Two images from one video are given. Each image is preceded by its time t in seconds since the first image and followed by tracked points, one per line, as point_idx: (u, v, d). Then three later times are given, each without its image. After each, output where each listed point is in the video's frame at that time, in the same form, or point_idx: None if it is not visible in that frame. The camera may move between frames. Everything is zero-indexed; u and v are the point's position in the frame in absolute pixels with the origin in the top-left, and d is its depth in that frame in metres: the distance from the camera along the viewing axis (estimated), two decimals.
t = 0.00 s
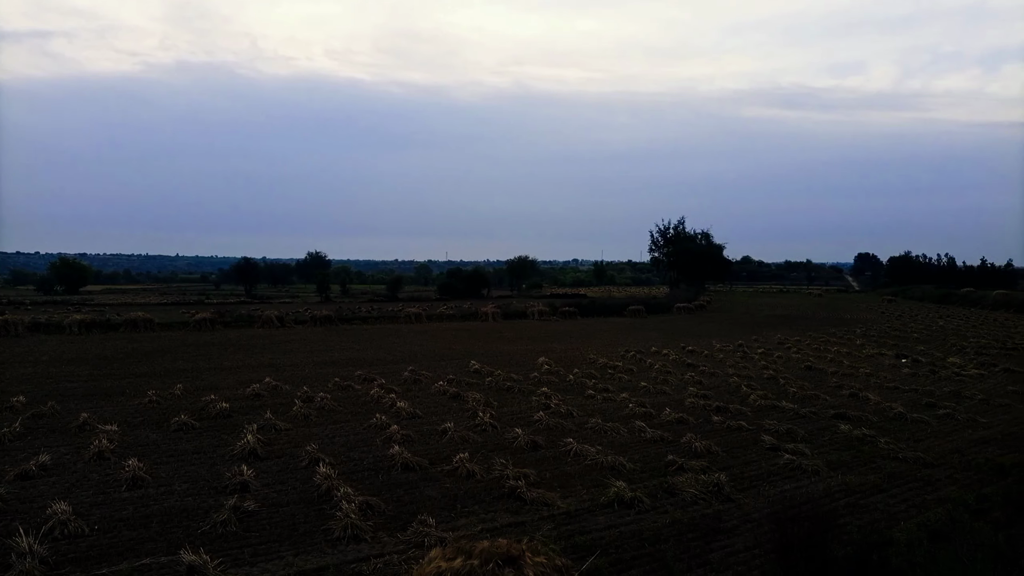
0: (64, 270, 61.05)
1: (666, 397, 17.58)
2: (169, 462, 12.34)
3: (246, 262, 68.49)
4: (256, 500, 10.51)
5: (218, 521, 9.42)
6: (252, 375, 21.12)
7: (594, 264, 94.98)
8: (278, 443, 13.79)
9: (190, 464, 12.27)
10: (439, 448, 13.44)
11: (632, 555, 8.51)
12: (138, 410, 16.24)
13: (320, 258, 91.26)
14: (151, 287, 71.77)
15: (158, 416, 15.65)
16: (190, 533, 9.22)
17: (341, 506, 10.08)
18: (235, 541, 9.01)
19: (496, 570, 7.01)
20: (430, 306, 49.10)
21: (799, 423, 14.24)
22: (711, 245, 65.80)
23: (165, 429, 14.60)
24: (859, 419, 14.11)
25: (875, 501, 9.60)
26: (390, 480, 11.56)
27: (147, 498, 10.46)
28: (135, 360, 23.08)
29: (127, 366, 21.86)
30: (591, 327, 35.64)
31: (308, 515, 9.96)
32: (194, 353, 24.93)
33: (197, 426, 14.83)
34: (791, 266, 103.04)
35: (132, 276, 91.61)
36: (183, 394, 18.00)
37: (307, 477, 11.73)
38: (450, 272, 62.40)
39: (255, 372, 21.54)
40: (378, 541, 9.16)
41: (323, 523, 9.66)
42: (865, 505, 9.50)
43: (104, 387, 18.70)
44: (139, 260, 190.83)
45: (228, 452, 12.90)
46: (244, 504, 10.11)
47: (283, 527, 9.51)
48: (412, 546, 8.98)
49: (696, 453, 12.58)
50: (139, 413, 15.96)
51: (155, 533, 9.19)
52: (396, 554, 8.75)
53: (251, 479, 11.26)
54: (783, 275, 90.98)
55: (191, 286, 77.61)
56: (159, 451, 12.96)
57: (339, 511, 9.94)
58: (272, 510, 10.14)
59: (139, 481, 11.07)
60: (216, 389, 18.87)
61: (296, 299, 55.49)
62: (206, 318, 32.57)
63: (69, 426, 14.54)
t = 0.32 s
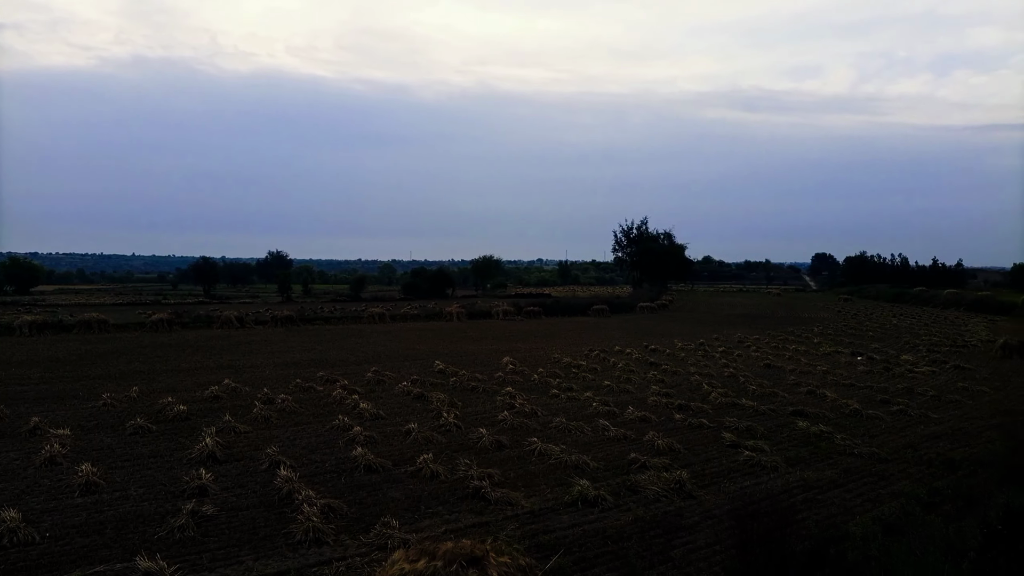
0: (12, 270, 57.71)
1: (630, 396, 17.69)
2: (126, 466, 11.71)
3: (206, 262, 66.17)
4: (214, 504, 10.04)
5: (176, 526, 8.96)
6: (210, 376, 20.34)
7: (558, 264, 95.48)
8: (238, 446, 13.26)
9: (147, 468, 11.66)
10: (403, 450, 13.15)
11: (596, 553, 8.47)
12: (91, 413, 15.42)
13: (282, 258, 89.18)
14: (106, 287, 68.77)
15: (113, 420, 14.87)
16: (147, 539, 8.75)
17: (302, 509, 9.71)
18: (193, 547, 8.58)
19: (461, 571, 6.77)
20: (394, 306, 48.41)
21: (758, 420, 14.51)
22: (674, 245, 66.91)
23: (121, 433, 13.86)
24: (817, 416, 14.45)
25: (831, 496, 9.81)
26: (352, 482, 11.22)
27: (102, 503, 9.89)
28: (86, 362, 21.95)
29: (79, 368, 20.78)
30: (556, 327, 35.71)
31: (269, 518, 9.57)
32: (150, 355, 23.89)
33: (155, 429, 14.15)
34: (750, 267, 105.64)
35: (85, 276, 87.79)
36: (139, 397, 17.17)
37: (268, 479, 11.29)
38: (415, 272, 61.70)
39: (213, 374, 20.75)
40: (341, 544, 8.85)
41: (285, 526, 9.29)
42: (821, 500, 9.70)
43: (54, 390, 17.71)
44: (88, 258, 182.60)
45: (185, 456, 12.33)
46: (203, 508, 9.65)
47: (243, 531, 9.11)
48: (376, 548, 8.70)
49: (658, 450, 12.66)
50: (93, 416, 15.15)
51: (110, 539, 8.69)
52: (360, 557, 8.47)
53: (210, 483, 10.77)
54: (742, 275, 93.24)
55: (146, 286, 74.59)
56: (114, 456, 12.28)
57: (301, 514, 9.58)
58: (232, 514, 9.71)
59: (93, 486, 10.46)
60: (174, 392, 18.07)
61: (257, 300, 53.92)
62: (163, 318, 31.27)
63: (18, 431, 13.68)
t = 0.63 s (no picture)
0: None
1: (590, 394, 17.75)
2: (75, 471, 11.01)
3: (158, 262, 63.60)
4: (168, 509, 9.53)
5: (127, 532, 8.46)
6: (163, 378, 19.40)
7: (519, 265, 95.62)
8: (192, 449, 12.64)
9: (97, 474, 10.98)
10: (362, 451, 12.79)
11: (556, 552, 8.40)
12: (37, 418, 14.45)
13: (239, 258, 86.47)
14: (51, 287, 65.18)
15: (60, 424, 13.97)
16: (97, 546, 8.23)
17: (259, 512, 9.30)
18: (145, 553, 8.10)
19: (421, 572, 6.58)
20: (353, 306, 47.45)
21: (715, 417, 14.75)
22: (633, 246, 67.89)
23: (69, 438, 13.02)
24: (771, 412, 14.79)
25: (786, 490, 10.01)
26: (310, 485, 10.82)
27: (48, 510, 9.26)
28: (28, 364, 20.63)
29: (21, 371, 19.50)
30: (518, 326, 35.66)
31: (225, 522, 9.12)
32: (99, 357, 22.62)
33: (106, 433, 13.36)
34: (708, 266, 108.16)
35: (27, 275, 83.10)
36: (90, 400, 16.20)
37: (224, 483, 10.78)
38: (375, 272, 60.70)
39: (167, 376, 19.80)
40: (299, 547, 8.51)
41: (241, 530, 8.88)
42: (776, 494, 9.89)
43: None
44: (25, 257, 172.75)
45: (137, 460, 11.67)
46: (156, 513, 9.15)
47: (197, 536, 8.66)
48: (335, 551, 8.38)
49: (617, 448, 12.72)
50: (38, 421, 14.20)
51: (57, 548, 8.15)
52: (318, 560, 8.14)
53: (164, 487, 10.21)
54: (699, 275, 95.37)
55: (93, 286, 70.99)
56: (62, 461, 11.54)
57: (258, 518, 9.17)
58: (186, 519, 9.21)
59: (39, 493, 9.78)
60: (125, 394, 17.14)
61: (211, 300, 51.98)
62: (114, 319, 29.71)
63: None
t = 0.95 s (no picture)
0: None
1: (546, 393, 17.76)
2: (11, 478, 10.20)
3: (104, 262, 60.43)
4: (114, 515, 8.95)
5: (69, 540, 7.91)
6: (108, 381, 18.27)
7: (475, 265, 95.25)
8: (139, 454, 11.91)
9: (35, 480, 10.20)
10: (315, 453, 12.35)
11: (512, 550, 8.30)
12: None
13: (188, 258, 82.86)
14: None
15: None
16: (35, 555, 7.67)
17: (209, 516, 8.84)
18: (88, 562, 7.59)
19: (376, 574, 6.35)
20: (306, 306, 46.19)
21: (668, 414, 14.97)
22: (589, 246, 68.69)
23: (4, 443, 12.05)
24: (722, 409, 15.13)
25: (736, 485, 10.21)
26: (263, 489, 10.36)
27: None
28: None
29: None
30: (475, 326, 35.46)
31: (173, 528, 8.63)
32: (34, 360, 21.11)
33: (46, 438, 12.42)
34: (661, 266, 110.57)
35: None
36: (27, 404, 15.04)
37: (172, 488, 10.19)
38: (329, 271, 59.24)
39: (111, 379, 18.65)
40: (251, 552, 8.12)
41: (191, 535, 8.42)
42: (726, 489, 10.07)
43: None
44: None
45: (79, 465, 10.90)
46: (101, 520, 8.59)
47: (144, 542, 8.16)
48: (287, 555, 8.01)
49: (572, 446, 12.72)
50: None
51: None
52: (270, 564, 7.77)
53: (110, 493, 9.58)
54: (652, 274, 97.51)
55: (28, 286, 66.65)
56: None
57: (208, 522, 8.72)
58: (133, 526, 8.67)
59: None
60: (65, 398, 16.01)
61: (157, 300, 49.55)
62: (54, 321, 27.82)
63: None
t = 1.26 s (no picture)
0: None
1: (495, 393, 17.63)
2: None
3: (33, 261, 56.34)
4: (44, 525, 8.30)
5: None
6: (37, 385, 16.90)
7: (424, 264, 94.21)
8: (73, 460, 11.06)
9: None
10: (259, 457, 11.78)
11: (461, 550, 8.15)
12: None
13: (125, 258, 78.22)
14: None
15: None
16: None
17: (148, 523, 8.31)
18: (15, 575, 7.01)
19: None
20: (249, 306, 44.43)
21: (616, 412, 15.12)
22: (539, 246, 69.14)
23: None
24: (667, 406, 15.42)
25: (681, 480, 10.38)
26: (204, 493, 9.80)
27: None
28: None
29: None
30: (425, 326, 35.00)
31: (109, 536, 8.07)
32: None
33: None
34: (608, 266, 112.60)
35: None
36: None
37: (110, 494, 9.52)
38: (273, 270, 57.21)
39: (40, 383, 17.27)
40: (193, 559, 7.67)
41: (129, 543, 7.91)
42: (672, 485, 10.23)
43: None
44: None
45: (6, 473, 10.04)
46: (31, 530, 7.97)
47: (78, 553, 7.60)
48: (230, 561, 7.60)
49: (522, 445, 12.65)
50: None
51: None
52: (212, 572, 7.35)
53: (41, 502, 8.89)
54: (599, 274, 99.19)
55: None
56: None
57: (146, 530, 8.19)
58: (66, 535, 8.06)
59: None
60: None
61: (90, 300, 46.53)
62: None
63: None
